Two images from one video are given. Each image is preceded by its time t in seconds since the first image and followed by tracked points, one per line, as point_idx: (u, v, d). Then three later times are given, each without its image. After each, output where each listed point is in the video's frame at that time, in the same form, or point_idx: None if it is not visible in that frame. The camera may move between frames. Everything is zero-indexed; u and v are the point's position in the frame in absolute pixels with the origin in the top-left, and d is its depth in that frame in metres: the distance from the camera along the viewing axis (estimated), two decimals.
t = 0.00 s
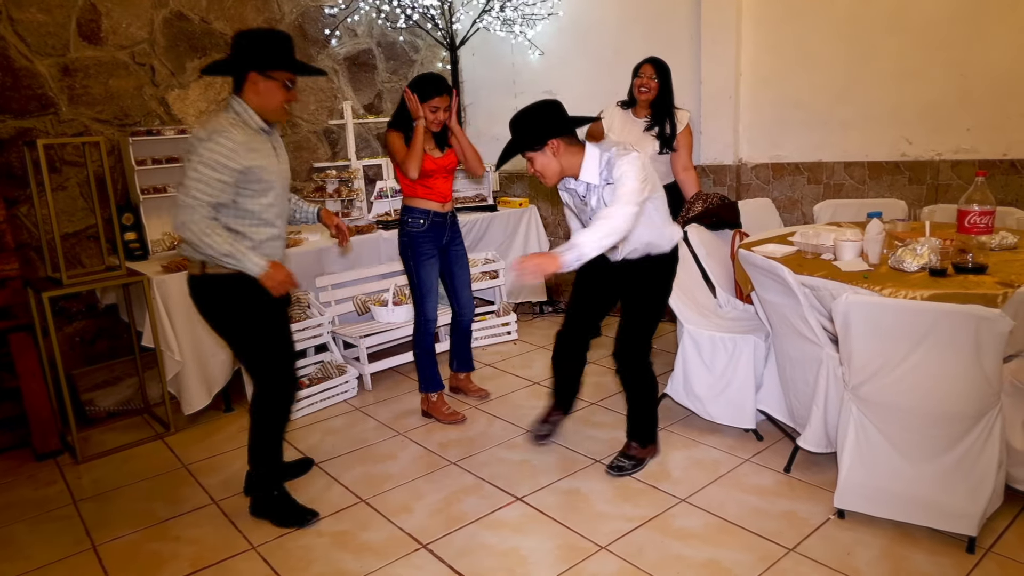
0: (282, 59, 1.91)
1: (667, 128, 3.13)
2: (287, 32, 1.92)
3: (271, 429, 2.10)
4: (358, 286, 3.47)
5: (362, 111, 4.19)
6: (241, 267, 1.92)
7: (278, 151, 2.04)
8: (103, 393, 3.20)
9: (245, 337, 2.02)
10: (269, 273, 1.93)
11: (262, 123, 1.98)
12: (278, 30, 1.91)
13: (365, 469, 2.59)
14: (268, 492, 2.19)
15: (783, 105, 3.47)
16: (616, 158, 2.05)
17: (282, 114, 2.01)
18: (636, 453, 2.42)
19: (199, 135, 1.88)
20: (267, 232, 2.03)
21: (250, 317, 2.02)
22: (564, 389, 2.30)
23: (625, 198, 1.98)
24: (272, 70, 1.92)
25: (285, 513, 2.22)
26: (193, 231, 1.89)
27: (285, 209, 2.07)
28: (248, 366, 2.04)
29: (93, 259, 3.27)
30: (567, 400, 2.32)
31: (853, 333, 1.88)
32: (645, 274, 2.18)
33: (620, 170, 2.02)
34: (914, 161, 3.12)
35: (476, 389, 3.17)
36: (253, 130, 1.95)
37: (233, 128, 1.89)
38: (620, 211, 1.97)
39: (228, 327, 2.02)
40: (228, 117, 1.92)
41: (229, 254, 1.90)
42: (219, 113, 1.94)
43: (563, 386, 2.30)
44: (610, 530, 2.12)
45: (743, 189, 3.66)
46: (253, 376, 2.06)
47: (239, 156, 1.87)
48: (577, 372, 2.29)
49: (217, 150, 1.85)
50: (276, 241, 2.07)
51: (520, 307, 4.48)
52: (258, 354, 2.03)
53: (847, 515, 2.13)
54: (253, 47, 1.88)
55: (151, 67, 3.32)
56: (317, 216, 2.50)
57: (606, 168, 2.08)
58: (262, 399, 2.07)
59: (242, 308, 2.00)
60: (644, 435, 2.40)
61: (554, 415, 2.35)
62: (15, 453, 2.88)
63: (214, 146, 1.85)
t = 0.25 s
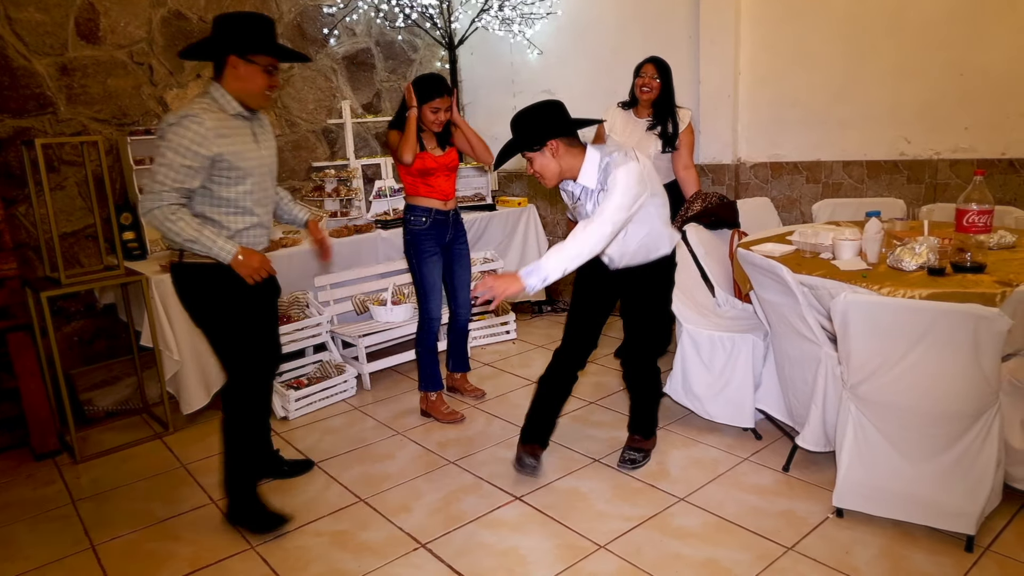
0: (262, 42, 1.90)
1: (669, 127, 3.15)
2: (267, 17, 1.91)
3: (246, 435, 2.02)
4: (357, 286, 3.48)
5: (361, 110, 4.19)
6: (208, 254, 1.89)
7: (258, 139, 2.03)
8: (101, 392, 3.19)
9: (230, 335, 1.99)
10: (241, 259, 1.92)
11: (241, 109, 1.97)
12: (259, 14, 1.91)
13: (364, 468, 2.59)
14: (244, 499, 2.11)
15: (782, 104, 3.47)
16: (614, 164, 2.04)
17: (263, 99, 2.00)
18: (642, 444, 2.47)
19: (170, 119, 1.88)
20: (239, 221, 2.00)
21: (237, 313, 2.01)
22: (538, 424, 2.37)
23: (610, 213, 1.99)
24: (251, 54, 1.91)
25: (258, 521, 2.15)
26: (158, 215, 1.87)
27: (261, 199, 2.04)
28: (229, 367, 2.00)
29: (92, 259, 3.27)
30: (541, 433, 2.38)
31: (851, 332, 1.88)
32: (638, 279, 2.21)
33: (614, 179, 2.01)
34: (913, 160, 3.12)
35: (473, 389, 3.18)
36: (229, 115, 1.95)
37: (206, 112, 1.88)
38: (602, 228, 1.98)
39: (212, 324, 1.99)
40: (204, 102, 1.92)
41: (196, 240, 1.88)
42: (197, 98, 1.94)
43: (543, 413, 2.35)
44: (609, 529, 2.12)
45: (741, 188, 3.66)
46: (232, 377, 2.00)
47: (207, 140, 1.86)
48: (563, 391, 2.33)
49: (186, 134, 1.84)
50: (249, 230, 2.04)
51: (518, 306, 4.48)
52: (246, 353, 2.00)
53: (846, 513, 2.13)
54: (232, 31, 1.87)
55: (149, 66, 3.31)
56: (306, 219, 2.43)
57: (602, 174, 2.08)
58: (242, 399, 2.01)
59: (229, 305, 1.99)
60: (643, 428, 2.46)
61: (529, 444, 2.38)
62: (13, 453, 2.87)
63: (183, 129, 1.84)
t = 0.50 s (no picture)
0: (240, 46, 1.87)
1: (673, 127, 3.13)
2: (245, 20, 1.89)
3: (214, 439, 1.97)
4: (355, 285, 3.48)
5: (359, 109, 4.18)
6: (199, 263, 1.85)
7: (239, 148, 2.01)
8: (99, 390, 3.16)
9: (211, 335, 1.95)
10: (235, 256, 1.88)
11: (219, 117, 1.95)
12: (235, 17, 1.88)
13: (362, 467, 2.59)
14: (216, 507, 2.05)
15: (780, 104, 3.48)
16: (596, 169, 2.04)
17: (241, 104, 1.96)
18: (640, 443, 2.46)
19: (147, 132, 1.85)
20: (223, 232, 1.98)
21: (230, 315, 2.00)
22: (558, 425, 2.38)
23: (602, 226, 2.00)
24: (228, 58, 1.88)
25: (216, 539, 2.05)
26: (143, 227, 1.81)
27: (243, 209, 2.03)
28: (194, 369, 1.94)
29: (90, 257, 3.26)
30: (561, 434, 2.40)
31: (849, 332, 1.88)
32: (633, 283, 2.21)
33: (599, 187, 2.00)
34: (911, 160, 3.13)
35: (470, 389, 3.17)
36: (207, 125, 1.92)
37: (184, 124, 1.86)
38: (596, 246, 1.99)
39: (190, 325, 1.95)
40: (181, 113, 1.90)
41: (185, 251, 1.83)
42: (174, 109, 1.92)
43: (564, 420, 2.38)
44: (607, 528, 2.12)
45: (739, 188, 3.66)
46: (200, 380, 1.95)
47: (187, 151, 1.84)
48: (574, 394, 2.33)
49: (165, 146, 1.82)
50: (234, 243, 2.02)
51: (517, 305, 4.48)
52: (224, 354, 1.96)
53: (844, 513, 2.13)
54: (208, 36, 1.84)
55: (147, 64, 3.31)
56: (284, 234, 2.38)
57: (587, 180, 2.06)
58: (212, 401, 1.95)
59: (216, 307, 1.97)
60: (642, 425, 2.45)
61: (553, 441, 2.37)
62: (11, 452, 2.87)
63: (161, 140, 1.81)
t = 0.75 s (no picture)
0: (225, 44, 1.88)
1: (682, 128, 3.17)
2: (230, 18, 1.91)
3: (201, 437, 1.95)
4: (352, 284, 3.50)
5: (358, 108, 4.18)
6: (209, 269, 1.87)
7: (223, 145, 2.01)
8: (97, 388, 3.15)
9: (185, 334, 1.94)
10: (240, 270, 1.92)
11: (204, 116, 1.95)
12: (219, 15, 1.90)
13: (359, 466, 2.58)
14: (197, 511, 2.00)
15: (778, 104, 3.48)
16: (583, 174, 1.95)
17: (227, 103, 1.97)
18: (653, 446, 2.36)
19: (131, 131, 1.82)
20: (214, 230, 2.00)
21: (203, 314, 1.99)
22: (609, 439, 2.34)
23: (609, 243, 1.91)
24: (213, 57, 1.88)
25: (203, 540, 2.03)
26: (147, 233, 1.81)
27: (228, 207, 2.03)
28: (172, 369, 1.93)
29: (87, 255, 3.25)
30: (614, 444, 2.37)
31: (846, 332, 1.88)
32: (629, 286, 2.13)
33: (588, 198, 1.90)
34: (908, 161, 3.13)
35: (468, 387, 3.17)
36: (190, 122, 1.90)
37: (168, 120, 1.83)
38: (609, 256, 1.89)
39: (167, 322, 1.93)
40: (164, 109, 1.87)
41: (192, 255, 1.84)
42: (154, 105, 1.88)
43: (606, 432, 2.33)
44: (604, 528, 2.12)
45: (737, 188, 3.66)
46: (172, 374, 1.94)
47: (176, 151, 1.83)
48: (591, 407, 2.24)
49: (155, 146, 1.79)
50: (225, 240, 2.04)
51: (515, 304, 4.48)
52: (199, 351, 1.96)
53: (840, 513, 2.13)
54: (193, 34, 1.84)
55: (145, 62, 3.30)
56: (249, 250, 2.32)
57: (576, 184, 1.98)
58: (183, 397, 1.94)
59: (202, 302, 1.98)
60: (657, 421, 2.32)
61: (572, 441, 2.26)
62: (7, 450, 2.86)
63: (151, 140, 1.79)
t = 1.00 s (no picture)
0: (213, 54, 1.81)
1: (693, 128, 3.20)
2: (217, 27, 1.84)
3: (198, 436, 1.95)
4: (351, 282, 3.50)
5: (356, 107, 4.17)
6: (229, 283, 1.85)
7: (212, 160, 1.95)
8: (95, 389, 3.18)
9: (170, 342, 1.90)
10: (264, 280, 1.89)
11: (193, 128, 1.88)
12: (205, 23, 1.82)
13: (358, 466, 2.58)
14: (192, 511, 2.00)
15: (777, 104, 3.48)
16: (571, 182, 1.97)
17: (214, 113, 1.90)
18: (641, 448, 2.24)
19: (127, 147, 1.77)
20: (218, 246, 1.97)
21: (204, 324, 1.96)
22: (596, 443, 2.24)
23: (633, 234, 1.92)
24: (199, 68, 1.82)
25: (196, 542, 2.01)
26: (166, 250, 1.78)
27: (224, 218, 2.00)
28: (162, 377, 1.90)
29: (85, 255, 3.25)
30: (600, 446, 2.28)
31: (845, 332, 1.88)
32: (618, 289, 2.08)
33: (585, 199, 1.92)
34: (907, 160, 3.13)
35: (467, 386, 3.17)
36: (182, 136, 1.85)
37: (162, 134, 1.79)
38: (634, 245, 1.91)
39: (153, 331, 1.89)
40: (153, 123, 1.81)
41: (214, 268, 1.83)
42: (141, 120, 1.82)
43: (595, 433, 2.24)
44: (603, 527, 2.12)
45: (736, 187, 3.66)
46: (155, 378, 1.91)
47: (176, 165, 1.80)
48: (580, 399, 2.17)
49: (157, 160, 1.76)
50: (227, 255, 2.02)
51: (514, 304, 4.48)
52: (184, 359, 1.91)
53: (839, 513, 2.14)
54: (180, 42, 1.78)
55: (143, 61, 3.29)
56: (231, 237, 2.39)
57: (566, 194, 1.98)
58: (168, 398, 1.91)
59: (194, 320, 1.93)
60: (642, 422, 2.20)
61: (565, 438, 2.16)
62: (5, 450, 2.86)
63: (155, 155, 1.76)
